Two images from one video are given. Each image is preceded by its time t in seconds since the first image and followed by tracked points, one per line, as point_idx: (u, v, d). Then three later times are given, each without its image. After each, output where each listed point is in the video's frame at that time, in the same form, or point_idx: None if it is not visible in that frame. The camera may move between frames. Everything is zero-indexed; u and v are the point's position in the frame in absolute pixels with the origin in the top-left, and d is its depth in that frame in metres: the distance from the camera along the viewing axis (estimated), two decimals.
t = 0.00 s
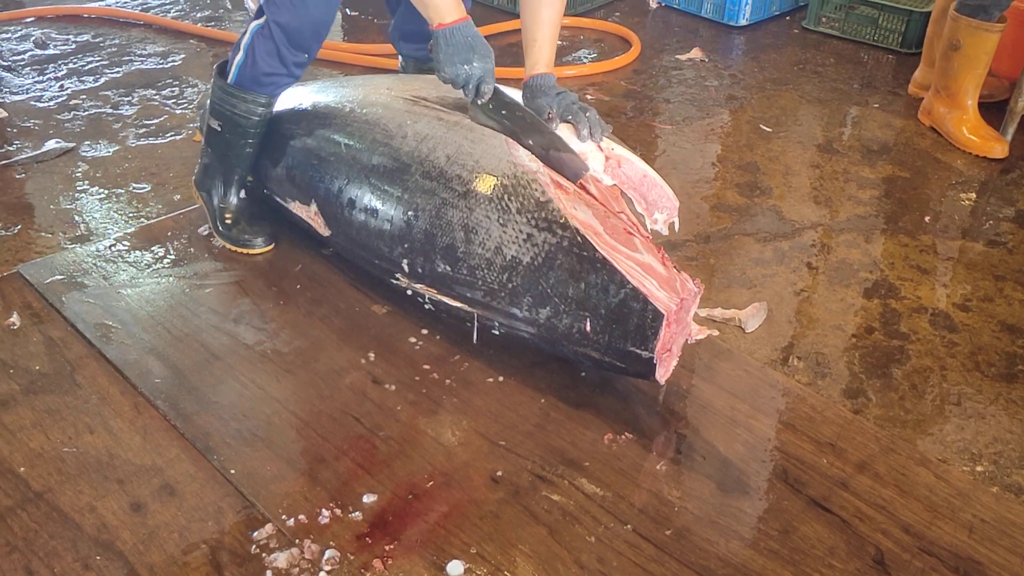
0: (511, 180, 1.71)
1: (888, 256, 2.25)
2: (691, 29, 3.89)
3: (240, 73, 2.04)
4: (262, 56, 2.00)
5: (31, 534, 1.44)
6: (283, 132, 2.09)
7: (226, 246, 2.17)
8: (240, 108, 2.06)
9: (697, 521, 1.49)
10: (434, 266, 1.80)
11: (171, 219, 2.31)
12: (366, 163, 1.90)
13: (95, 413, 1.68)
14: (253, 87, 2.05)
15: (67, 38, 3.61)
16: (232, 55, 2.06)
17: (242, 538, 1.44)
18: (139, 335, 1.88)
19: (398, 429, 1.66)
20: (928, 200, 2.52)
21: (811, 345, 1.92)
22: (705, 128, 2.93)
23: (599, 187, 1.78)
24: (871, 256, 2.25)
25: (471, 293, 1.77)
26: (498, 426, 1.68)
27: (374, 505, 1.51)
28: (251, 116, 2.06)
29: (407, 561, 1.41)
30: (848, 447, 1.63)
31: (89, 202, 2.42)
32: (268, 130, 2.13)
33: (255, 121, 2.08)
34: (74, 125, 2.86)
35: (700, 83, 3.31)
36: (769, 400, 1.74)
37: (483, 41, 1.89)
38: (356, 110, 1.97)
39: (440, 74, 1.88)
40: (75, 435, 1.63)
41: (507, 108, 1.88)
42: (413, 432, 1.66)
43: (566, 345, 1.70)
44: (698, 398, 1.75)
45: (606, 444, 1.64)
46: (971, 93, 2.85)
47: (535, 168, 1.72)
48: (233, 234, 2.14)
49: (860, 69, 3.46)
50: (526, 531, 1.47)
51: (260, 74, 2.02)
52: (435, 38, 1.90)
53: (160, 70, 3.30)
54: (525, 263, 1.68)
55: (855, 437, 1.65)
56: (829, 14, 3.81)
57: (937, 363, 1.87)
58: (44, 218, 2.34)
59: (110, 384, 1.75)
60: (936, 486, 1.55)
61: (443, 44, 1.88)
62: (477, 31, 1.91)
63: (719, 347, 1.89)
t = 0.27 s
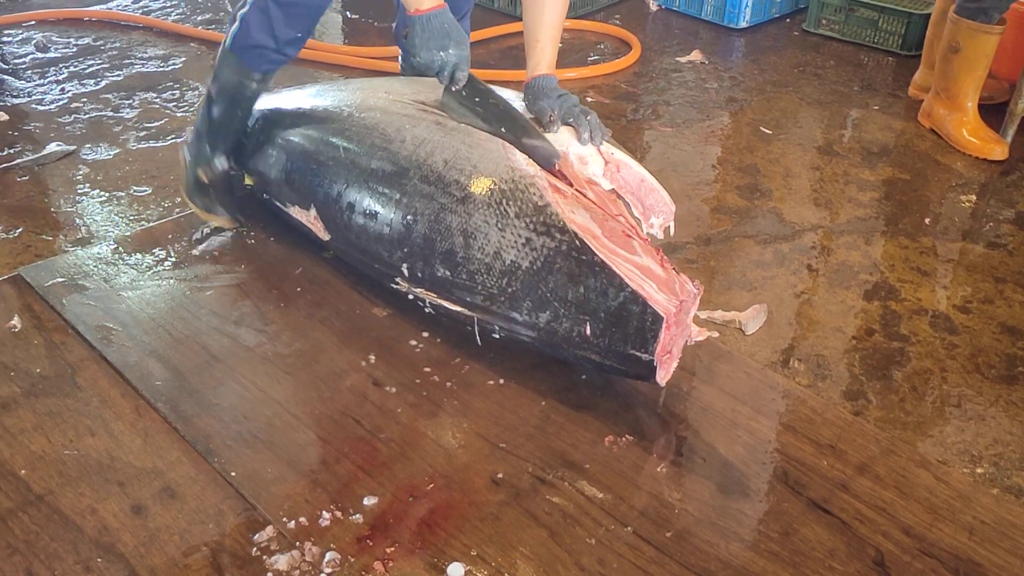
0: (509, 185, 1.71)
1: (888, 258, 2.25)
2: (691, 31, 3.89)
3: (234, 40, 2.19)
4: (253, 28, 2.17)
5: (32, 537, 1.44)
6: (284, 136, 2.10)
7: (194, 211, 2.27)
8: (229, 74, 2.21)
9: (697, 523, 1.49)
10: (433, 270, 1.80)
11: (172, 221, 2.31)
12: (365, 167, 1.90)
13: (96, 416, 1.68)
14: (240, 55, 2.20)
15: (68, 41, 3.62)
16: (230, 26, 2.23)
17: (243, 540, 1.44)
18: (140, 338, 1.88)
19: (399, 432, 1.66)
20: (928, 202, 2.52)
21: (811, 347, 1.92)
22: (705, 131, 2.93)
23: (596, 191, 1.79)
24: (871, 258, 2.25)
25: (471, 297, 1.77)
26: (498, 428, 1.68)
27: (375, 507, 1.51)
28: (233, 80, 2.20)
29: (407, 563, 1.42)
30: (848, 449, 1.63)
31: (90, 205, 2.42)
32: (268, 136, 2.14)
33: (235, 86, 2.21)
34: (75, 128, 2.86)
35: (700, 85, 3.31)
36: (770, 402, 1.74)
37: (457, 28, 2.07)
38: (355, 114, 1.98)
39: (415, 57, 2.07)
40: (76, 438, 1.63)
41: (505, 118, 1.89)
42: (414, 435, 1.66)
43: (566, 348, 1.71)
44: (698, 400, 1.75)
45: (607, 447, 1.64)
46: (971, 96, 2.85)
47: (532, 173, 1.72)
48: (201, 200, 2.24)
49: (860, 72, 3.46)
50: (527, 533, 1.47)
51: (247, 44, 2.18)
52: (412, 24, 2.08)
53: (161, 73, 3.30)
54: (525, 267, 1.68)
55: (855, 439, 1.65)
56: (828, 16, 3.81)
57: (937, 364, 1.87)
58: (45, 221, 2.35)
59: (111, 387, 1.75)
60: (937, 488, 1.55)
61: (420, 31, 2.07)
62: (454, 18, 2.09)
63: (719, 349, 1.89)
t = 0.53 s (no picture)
0: (511, 187, 1.72)
1: (889, 259, 2.25)
2: (693, 32, 3.90)
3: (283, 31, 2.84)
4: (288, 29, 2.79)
5: (35, 537, 1.44)
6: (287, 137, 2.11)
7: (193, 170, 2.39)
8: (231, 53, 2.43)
9: (699, 524, 1.49)
10: (435, 272, 1.81)
11: (175, 222, 2.32)
12: (367, 169, 1.90)
13: (99, 416, 1.69)
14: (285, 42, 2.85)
15: (71, 43, 3.63)
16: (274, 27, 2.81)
17: (245, 540, 1.44)
18: (143, 338, 1.89)
19: (401, 432, 1.67)
20: (929, 203, 2.52)
21: (812, 347, 1.92)
22: (707, 132, 2.93)
23: (597, 192, 1.80)
24: (873, 259, 2.25)
25: (472, 298, 1.78)
26: (500, 429, 1.68)
27: (377, 508, 1.51)
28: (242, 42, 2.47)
29: (409, 563, 1.42)
30: (850, 450, 1.63)
31: (93, 206, 2.43)
32: (272, 137, 2.15)
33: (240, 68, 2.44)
34: (78, 129, 2.87)
35: (702, 86, 3.31)
36: (771, 403, 1.74)
37: (440, 24, 2.30)
38: (358, 116, 1.99)
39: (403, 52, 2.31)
40: (79, 438, 1.63)
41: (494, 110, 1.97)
42: (415, 435, 1.66)
43: (568, 350, 1.70)
44: (700, 401, 1.75)
45: (608, 447, 1.64)
46: (972, 97, 2.85)
47: (533, 174, 1.73)
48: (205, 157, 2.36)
49: (862, 73, 3.46)
50: (528, 534, 1.47)
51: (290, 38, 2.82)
52: (397, 19, 2.30)
53: (163, 75, 3.31)
54: (526, 269, 1.69)
55: (857, 440, 1.65)
56: (830, 17, 3.81)
57: (939, 365, 1.87)
58: (48, 222, 2.35)
59: (114, 388, 1.75)
60: (938, 488, 1.55)
61: (404, 25, 2.29)
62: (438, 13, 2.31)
63: (721, 350, 1.89)
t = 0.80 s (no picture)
0: (512, 189, 1.71)
1: (894, 258, 2.24)
2: (698, 31, 3.89)
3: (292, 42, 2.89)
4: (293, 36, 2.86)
5: (40, 535, 1.45)
6: (290, 138, 2.11)
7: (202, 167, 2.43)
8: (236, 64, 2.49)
9: (703, 523, 1.48)
10: (438, 273, 1.81)
11: (180, 220, 2.32)
12: (369, 170, 1.90)
13: (104, 414, 1.69)
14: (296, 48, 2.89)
15: (76, 41, 3.63)
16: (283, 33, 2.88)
17: (249, 538, 1.44)
18: (147, 336, 1.89)
19: (405, 431, 1.67)
20: (934, 202, 2.51)
21: (817, 347, 1.92)
22: (711, 131, 2.93)
23: (600, 191, 1.80)
24: (879, 258, 2.24)
25: (475, 300, 1.78)
26: (504, 428, 1.68)
27: (381, 506, 1.51)
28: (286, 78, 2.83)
29: (413, 562, 1.42)
30: (854, 449, 1.62)
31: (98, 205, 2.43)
32: (275, 138, 2.15)
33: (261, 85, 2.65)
34: (82, 128, 2.87)
35: (707, 85, 3.31)
36: (776, 403, 1.73)
37: (407, 13, 2.23)
38: (359, 116, 1.99)
39: (370, 40, 2.22)
40: (84, 436, 1.64)
41: (456, 97, 1.97)
42: (420, 433, 1.66)
43: (572, 350, 1.70)
44: (704, 400, 1.74)
45: (612, 446, 1.64)
46: (978, 96, 2.85)
47: (533, 175, 1.72)
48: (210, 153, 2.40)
49: (867, 71, 3.45)
50: (532, 532, 1.47)
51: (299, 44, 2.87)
52: (365, 10, 2.25)
53: (168, 73, 3.31)
54: (528, 271, 1.68)
55: (862, 439, 1.65)
56: (835, 16, 3.81)
57: (944, 365, 1.86)
58: (53, 220, 2.35)
59: (118, 386, 1.76)
60: (943, 488, 1.54)
61: (371, 15, 2.23)
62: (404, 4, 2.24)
63: (725, 350, 1.88)
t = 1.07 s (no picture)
0: (512, 190, 1.71)
1: (898, 258, 2.24)
2: (701, 30, 3.89)
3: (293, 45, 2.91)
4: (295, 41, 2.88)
5: (44, 533, 1.45)
6: (292, 139, 2.11)
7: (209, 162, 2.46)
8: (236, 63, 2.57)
9: (707, 523, 1.48)
10: (440, 276, 1.81)
11: (183, 219, 2.32)
12: (371, 172, 1.90)
13: (107, 412, 1.69)
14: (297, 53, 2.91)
15: (79, 40, 3.64)
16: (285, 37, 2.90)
17: (253, 537, 1.44)
18: (151, 335, 1.89)
19: (408, 430, 1.67)
20: (939, 201, 2.51)
21: (821, 347, 1.91)
22: (715, 130, 2.92)
23: (602, 189, 1.79)
24: (883, 258, 2.24)
25: (477, 301, 1.78)
26: (507, 427, 1.68)
27: (384, 505, 1.51)
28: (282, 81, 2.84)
29: (416, 561, 1.42)
30: (858, 449, 1.62)
31: (102, 203, 2.43)
32: (278, 137, 2.15)
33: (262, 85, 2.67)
34: (86, 126, 2.87)
35: (710, 85, 3.30)
36: (780, 403, 1.73)
37: (370, 8, 2.36)
38: (361, 117, 1.98)
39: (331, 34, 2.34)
40: (88, 434, 1.64)
41: (419, 91, 1.99)
42: (423, 432, 1.66)
43: (574, 351, 1.70)
44: (708, 400, 1.74)
45: (616, 446, 1.64)
46: (982, 95, 2.84)
47: (533, 176, 1.71)
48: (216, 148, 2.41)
49: (871, 71, 3.44)
50: (536, 532, 1.47)
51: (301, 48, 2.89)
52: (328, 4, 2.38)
53: (171, 72, 3.32)
54: (530, 272, 1.68)
55: (866, 439, 1.65)
56: (839, 15, 3.81)
57: (948, 365, 1.86)
58: (57, 218, 2.36)
59: (122, 384, 1.76)
60: (947, 488, 1.54)
61: (335, 8, 2.36)
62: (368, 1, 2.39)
63: (729, 350, 1.88)
